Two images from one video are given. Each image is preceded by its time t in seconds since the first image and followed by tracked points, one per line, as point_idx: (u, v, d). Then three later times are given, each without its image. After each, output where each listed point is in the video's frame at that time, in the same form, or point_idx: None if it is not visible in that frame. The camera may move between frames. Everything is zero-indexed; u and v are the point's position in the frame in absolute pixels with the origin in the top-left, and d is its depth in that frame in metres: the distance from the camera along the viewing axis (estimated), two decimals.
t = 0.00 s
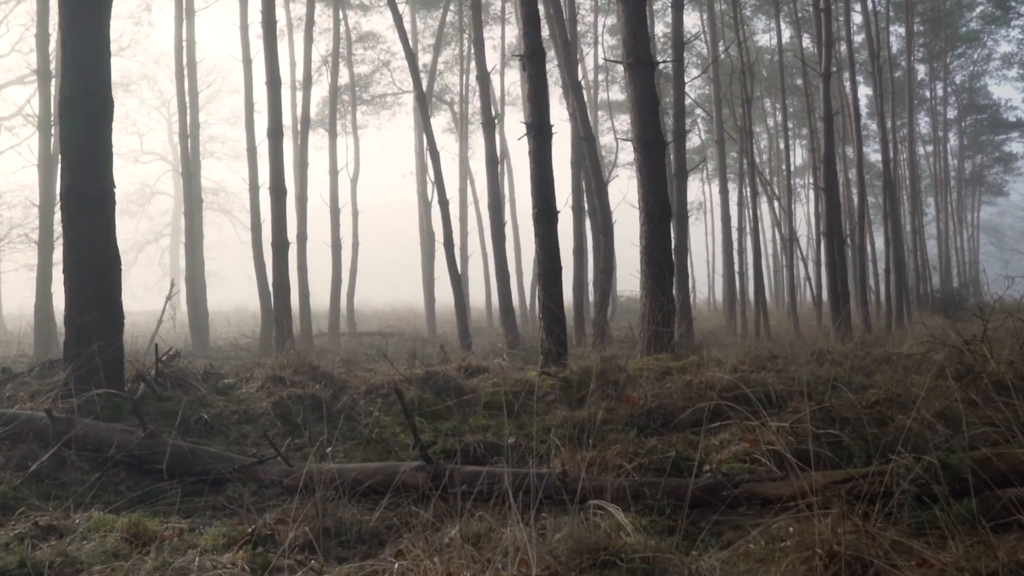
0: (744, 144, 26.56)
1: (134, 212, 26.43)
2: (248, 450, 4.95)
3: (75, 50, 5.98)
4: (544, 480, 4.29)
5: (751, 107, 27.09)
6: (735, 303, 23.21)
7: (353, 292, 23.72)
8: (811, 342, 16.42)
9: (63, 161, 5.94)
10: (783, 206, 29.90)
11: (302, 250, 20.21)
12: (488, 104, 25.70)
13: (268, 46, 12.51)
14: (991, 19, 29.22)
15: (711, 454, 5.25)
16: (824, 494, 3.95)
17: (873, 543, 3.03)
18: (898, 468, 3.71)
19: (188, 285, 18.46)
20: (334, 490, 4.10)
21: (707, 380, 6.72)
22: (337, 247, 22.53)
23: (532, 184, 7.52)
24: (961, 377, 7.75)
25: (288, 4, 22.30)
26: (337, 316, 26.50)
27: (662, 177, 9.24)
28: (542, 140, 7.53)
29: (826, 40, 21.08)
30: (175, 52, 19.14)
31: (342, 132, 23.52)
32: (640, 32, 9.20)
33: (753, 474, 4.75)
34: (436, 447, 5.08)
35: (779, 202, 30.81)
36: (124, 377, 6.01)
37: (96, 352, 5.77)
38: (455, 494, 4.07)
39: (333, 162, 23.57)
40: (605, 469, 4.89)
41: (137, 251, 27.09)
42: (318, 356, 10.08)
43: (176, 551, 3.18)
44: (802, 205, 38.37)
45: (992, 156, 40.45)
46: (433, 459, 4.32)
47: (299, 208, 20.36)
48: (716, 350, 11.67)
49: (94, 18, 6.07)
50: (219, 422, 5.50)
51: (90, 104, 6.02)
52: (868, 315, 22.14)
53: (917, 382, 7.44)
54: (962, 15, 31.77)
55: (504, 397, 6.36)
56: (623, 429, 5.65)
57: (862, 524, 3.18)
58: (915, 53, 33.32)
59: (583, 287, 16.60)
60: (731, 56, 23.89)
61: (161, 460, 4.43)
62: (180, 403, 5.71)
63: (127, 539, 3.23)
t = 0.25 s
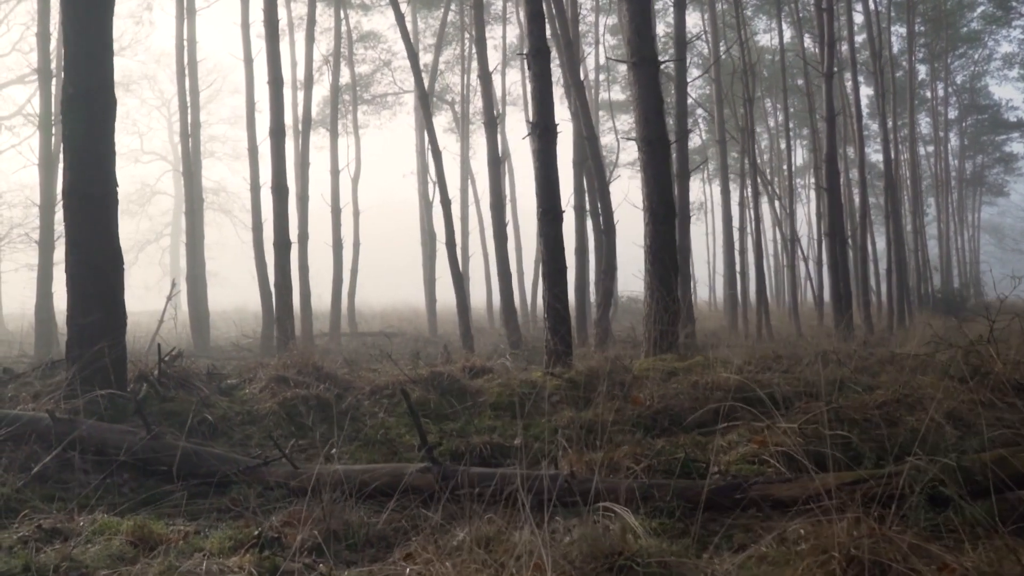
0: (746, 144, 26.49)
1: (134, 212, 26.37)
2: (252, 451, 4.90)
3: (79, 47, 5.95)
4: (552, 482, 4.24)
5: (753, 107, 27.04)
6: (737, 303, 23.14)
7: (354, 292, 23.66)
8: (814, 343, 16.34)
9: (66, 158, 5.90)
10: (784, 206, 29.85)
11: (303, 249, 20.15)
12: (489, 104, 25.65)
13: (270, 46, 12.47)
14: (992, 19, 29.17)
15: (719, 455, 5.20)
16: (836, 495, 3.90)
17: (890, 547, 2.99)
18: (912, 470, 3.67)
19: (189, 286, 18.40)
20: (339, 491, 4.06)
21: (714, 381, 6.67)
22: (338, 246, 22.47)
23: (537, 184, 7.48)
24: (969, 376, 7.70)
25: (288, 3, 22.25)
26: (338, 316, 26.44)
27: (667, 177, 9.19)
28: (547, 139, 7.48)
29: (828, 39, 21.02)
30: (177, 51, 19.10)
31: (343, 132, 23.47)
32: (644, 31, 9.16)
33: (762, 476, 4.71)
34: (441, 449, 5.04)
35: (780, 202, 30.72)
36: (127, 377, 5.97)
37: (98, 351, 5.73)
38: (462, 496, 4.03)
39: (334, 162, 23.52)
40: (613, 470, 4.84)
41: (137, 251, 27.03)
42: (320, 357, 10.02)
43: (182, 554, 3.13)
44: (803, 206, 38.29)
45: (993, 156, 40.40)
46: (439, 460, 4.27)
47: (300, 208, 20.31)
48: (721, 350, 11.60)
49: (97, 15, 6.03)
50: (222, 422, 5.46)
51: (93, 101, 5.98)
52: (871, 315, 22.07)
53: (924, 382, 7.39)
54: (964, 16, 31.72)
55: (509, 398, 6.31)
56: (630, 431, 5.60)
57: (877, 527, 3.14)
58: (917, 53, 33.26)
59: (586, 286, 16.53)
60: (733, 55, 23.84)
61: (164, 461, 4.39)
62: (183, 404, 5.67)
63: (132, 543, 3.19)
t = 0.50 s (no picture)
0: (748, 144, 26.45)
1: (135, 212, 26.32)
2: (258, 453, 4.85)
3: (82, 44, 5.89)
4: (562, 484, 4.19)
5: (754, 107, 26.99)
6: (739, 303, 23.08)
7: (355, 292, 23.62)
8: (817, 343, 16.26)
9: (69, 156, 5.84)
10: (785, 207, 29.82)
11: (304, 249, 20.09)
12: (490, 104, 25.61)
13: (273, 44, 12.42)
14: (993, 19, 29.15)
15: (728, 456, 5.15)
16: (851, 498, 3.86)
17: (912, 552, 2.95)
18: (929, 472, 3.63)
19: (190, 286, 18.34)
20: (346, 493, 4.01)
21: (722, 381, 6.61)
22: (339, 246, 22.42)
23: (543, 183, 7.43)
24: (978, 377, 7.64)
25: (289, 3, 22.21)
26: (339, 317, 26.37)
27: (672, 177, 9.14)
28: (552, 138, 7.43)
29: (830, 38, 20.98)
30: (178, 51, 19.07)
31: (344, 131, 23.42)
32: (649, 30, 9.10)
33: (773, 478, 4.66)
34: (448, 450, 4.99)
35: (781, 202, 30.65)
36: (130, 378, 5.92)
37: (101, 352, 5.68)
38: (472, 499, 3.98)
39: (335, 162, 23.47)
40: (622, 472, 4.79)
41: (138, 251, 26.98)
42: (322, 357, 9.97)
43: (189, 559, 3.08)
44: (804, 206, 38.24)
45: (994, 156, 40.36)
46: (447, 462, 4.22)
47: (301, 208, 20.27)
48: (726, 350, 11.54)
49: (99, 12, 5.97)
50: (225, 424, 5.40)
51: (95, 98, 5.92)
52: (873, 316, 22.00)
53: (933, 382, 7.33)
54: (964, 16, 31.69)
55: (515, 398, 6.26)
56: (638, 432, 5.55)
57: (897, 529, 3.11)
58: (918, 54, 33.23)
59: (588, 286, 16.47)
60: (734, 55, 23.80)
61: (169, 463, 4.33)
62: (187, 405, 5.61)
63: (138, 547, 3.14)
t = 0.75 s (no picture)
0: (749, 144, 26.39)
1: (135, 212, 26.27)
2: (263, 454, 4.80)
3: (84, 42, 5.84)
4: (570, 485, 4.15)
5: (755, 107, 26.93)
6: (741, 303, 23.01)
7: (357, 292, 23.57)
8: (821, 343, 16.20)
9: (72, 156, 5.80)
10: (787, 207, 29.77)
11: (306, 249, 20.03)
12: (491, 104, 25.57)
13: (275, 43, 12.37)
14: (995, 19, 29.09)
15: (737, 457, 5.10)
16: (864, 500, 3.82)
17: (932, 556, 2.91)
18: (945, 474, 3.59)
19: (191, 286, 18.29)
20: (353, 495, 3.96)
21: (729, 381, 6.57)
22: (340, 246, 22.36)
23: (548, 182, 7.38)
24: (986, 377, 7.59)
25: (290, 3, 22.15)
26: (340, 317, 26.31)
27: (676, 177, 9.08)
28: (557, 137, 7.38)
29: (832, 37, 20.94)
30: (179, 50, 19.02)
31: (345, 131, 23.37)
32: (654, 28, 9.04)
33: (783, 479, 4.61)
34: (455, 452, 4.94)
35: (782, 201, 30.60)
36: (133, 380, 5.87)
37: (104, 353, 5.63)
38: (480, 501, 3.94)
39: (336, 162, 23.41)
40: (630, 473, 4.74)
41: (138, 251, 26.93)
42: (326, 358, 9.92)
43: (196, 563, 3.04)
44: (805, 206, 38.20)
45: (995, 156, 40.28)
46: (454, 464, 4.17)
47: (302, 208, 20.22)
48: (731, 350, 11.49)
49: (102, 10, 5.92)
50: (229, 425, 5.35)
51: (98, 97, 5.87)
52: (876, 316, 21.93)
53: (941, 382, 7.28)
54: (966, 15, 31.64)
55: (521, 399, 6.21)
56: (645, 432, 5.51)
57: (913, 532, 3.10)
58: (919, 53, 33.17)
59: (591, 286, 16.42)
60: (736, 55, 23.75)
61: (173, 465, 4.29)
62: (191, 406, 5.57)
63: (144, 551, 3.09)
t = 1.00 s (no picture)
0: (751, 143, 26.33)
1: (135, 212, 26.20)
2: (269, 456, 4.75)
3: (87, 39, 5.79)
4: (581, 487, 4.09)
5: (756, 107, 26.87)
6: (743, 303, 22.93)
7: (359, 292, 23.52)
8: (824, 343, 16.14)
9: (75, 154, 5.74)
10: (788, 207, 29.72)
11: (307, 249, 19.97)
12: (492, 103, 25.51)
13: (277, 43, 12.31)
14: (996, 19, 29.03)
15: (747, 458, 5.05)
16: (881, 502, 3.77)
17: (957, 561, 2.87)
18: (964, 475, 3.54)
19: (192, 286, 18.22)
20: (361, 498, 3.90)
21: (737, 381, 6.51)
22: (341, 246, 22.30)
23: (554, 181, 7.32)
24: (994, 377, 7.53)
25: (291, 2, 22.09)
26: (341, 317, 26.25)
27: (682, 176, 9.02)
28: (564, 135, 7.32)
29: (835, 37, 20.88)
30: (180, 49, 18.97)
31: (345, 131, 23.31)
32: (659, 27, 8.98)
33: (795, 480, 4.56)
34: (463, 453, 4.89)
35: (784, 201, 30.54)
36: (136, 381, 5.81)
37: (108, 354, 5.58)
38: (490, 503, 3.88)
39: (337, 161, 23.35)
40: (641, 475, 4.68)
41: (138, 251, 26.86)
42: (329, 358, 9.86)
43: (203, 567, 2.99)
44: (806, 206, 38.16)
45: (996, 156, 40.22)
46: (463, 465, 4.12)
47: (303, 208, 20.17)
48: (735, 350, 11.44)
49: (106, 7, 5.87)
50: (234, 426, 5.29)
51: (101, 95, 5.81)
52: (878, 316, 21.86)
53: (949, 382, 7.22)
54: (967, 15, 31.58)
55: (528, 400, 6.16)
56: (653, 433, 5.45)
57: (934, 536, 3.06)
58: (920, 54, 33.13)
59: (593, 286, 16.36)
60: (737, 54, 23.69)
61: (179, 466, 4.23)
62: (195, 407, 5.51)
63: (150, 555, 3.04)
